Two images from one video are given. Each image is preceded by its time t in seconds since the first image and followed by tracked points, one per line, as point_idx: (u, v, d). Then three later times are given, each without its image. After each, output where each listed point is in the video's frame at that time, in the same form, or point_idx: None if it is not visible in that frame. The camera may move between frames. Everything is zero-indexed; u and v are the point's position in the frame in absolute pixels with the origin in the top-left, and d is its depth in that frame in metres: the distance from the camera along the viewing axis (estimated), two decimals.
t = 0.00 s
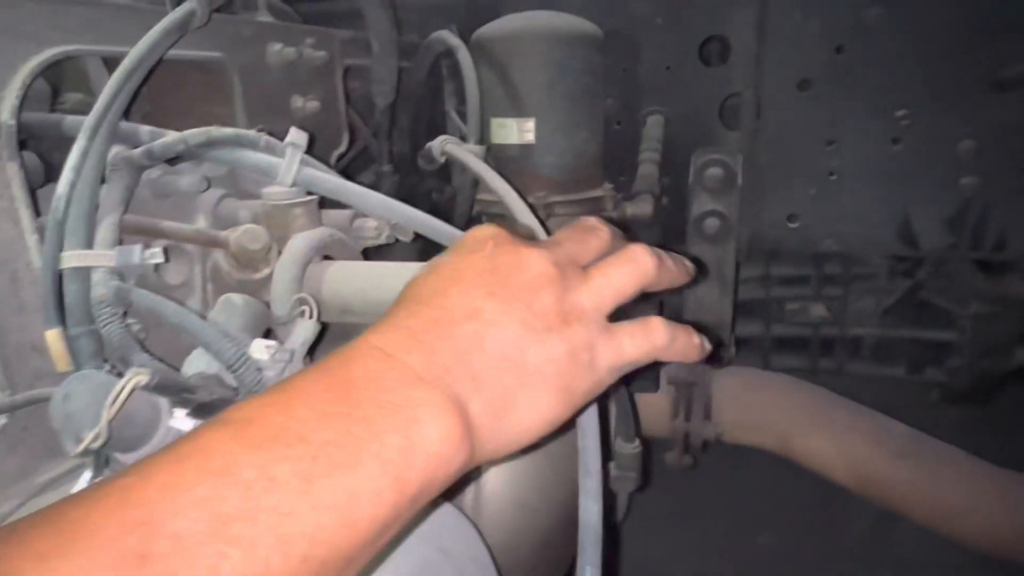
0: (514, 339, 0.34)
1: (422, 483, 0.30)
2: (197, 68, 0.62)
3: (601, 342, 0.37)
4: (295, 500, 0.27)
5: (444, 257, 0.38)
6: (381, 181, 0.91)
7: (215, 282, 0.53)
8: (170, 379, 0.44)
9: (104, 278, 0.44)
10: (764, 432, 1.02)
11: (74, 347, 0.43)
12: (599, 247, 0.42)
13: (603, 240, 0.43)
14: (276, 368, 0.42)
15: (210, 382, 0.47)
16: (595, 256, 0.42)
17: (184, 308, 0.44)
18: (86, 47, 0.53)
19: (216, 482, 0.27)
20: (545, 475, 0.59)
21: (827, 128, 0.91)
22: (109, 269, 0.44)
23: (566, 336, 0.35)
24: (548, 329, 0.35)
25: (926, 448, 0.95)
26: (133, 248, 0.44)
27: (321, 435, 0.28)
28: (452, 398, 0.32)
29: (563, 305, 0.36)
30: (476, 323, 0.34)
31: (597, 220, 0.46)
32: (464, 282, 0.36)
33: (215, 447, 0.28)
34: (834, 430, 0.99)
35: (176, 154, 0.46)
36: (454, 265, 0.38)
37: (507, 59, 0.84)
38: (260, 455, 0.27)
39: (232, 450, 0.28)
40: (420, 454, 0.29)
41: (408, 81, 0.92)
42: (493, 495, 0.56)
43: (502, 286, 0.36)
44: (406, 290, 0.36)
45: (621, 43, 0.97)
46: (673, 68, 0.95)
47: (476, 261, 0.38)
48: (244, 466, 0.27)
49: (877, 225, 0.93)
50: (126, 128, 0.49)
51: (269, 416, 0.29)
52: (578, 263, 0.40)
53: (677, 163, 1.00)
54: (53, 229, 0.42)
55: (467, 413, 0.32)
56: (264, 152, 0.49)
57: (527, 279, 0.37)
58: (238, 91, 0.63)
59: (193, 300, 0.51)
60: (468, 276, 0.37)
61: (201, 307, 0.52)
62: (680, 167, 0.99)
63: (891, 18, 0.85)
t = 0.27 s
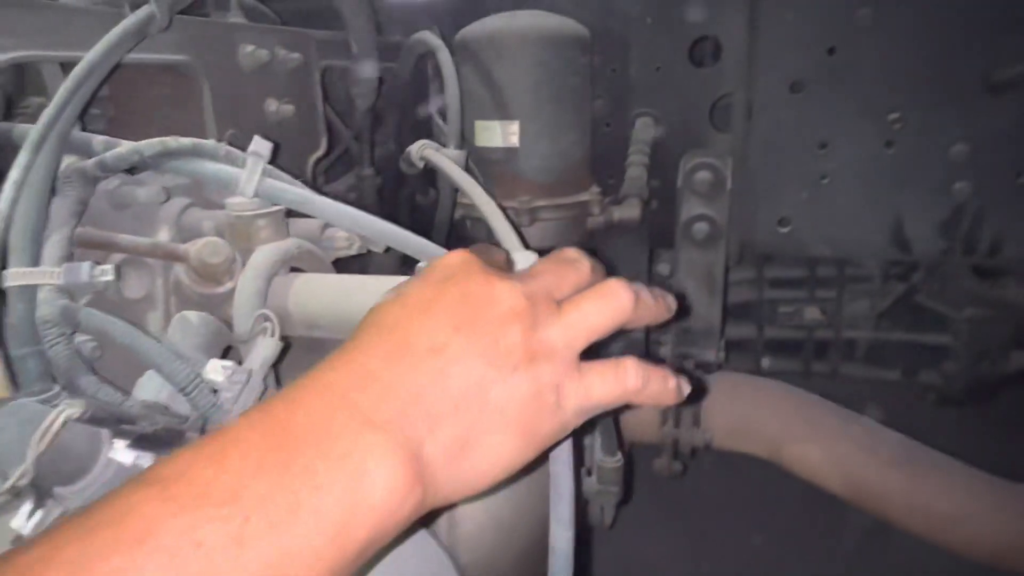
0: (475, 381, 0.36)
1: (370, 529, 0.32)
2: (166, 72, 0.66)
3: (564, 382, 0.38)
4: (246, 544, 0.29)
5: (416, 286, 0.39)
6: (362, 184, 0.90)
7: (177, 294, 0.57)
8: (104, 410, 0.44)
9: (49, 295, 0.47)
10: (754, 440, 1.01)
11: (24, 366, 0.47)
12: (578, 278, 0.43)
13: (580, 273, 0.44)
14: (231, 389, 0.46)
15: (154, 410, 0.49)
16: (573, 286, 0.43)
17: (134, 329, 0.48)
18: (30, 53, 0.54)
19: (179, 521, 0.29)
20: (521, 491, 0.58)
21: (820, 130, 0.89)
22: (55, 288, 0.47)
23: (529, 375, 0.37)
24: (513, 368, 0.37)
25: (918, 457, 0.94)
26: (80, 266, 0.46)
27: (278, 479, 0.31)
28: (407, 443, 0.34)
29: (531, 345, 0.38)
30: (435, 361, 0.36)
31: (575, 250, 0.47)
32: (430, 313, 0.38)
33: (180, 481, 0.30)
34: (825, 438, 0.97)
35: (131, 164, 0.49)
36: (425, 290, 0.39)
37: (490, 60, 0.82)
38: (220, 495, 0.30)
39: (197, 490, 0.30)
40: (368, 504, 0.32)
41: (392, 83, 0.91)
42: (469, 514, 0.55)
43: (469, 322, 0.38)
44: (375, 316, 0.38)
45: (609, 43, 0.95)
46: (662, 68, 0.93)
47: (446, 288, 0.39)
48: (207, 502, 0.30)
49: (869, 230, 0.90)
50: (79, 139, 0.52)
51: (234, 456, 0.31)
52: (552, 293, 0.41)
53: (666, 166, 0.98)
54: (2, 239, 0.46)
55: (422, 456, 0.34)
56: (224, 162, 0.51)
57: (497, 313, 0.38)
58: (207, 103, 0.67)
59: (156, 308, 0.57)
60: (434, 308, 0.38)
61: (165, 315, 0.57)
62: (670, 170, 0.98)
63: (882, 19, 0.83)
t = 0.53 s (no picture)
0: (432, 419, 0.38)
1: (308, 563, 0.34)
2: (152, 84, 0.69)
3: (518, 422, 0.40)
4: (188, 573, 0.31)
5: (388, 316, 0.42)
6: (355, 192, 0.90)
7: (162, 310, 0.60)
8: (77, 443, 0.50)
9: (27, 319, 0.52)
10: (748, 447, 1.00)
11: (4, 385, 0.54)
12: (553, 326, 0.46)
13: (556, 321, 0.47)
14: (211, 412, 0.46)
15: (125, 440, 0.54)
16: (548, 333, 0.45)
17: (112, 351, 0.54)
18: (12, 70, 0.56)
19: (128, 555, 0.31)
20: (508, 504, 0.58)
21: (815, 140, 0.89)
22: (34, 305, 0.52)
23: (486, 419, 0.39)
24: (474, 410, 0.39)
25: (913, 470, 0.93)
26: (56, 288, 0.50)
27: (223, 509, 0.33)
28: (354, 479, 0.36)
29: (494, 387, 0.40)
30: (391, 396, 0.38)
31: (559, 295, 0.49)
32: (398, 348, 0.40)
33: (141, 500, 0.33)
34: (820, 449, 0.96)
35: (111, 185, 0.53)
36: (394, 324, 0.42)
37: (484, 69, 0.82)
38: (170, 523, 0.32)
39: (147, 516, 0.33)
40: (306, 542, 0.34)
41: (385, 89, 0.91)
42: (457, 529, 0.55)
43: (433, 361, 0.40)
44: (342, 348, 0.41)
45: (604, 50, 0.94)
46: (658, 76, 0.93)
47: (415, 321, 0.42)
48: (154, 530, 0.32)
49: (866, 240, 0.91)
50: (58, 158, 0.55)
51: (186, 484, 0.34)
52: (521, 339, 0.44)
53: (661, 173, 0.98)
54: None
55: (370, 491, 0.36)
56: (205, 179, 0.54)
57: (462, 354, 0.41)
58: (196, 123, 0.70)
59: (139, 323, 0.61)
60: (401, 342, 0.41)
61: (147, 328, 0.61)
62: (665, 178, 0.98)
63: (879, 29, 0.83)
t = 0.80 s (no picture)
0: (399, 417, 0.40)
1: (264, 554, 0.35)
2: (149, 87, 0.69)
3: (485, 424, 0.42)
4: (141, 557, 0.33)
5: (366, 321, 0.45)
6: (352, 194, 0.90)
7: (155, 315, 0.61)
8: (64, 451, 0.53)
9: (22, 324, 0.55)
10: (740, 448, 1.00)
11: None
12: (535, 341, 0.47)
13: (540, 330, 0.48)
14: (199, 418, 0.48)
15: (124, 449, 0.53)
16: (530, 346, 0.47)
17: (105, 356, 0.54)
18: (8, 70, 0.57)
19: (90, 537, 0.33)
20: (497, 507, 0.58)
21: (811, 145, 0.89)
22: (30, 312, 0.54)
23: (461, 424, 0.41)
24: (445, 414, 0.41)
25: (908, 473, 0.93)
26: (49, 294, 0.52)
27: (181, 498, 0.35)
28: (314, 471, 0.37)
29: (468, 392, 0.42)
30: (360, 394, 0.40)
31: (539, 312, 0.51)
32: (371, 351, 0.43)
33: (109, 485, 0.35)
34: (813, 452, 0.97)
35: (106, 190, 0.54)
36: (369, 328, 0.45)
37: (481, 72, 0.82)
38: (127, 512, 0.34)
39: (94, 510, 0.34)
40: (268, 531, 0.35)
41: (383, 91, 0.91)
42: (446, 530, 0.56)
43: (405, 364, 0.42)
44: (314, 349, 0.43)
45: (602, 54, 0.94)
46: (655, 80, 0.93)
47: (391, 326, 0.45)
48: (99, 525, 0.33)
49: (861, 245, 0.91)
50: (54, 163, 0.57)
51: (147, 475, 0.35)
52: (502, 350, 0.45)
53: (658, 177, 0.98)
54: None
55: (335, 486, 0.38)
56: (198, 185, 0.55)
57: (438, 357, 0.43)
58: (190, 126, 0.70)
59: (132, 327, 0.62)
60: (373, 345, 0.43)
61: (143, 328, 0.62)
62: (661, 181, 0.98)
63: (876, 36, 0.83)
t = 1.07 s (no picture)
0: (399, 401, 0.40)
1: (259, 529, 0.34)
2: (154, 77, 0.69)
3: (482, 414, 0.42)
4: (132, 527, 0.32)
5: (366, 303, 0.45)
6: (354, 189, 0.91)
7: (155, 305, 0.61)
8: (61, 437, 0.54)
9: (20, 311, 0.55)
10: (742, 449, 1.00)
11: None
12: (530, 341, 0.48)
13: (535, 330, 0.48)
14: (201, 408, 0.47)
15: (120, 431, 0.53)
16: (525, 344, 0.47)
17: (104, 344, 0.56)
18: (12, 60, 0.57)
19: (71, 514, 0.31)
20: (497, 499, 0.59)
21: (816, 144, 0.88)
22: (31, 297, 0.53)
23: (465, 410, 0.41)
24: (449, 402, 0.41)
25: (910, 476, 0.93)
26: (50, 282, 0.53)
27: (176, 468, 0.34)
28: (314, 447, 0.37)
29: (471, 381, 0.42)
30: (361, 377, 0.40)
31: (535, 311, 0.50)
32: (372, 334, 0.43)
33: (90, 457, 0.34)
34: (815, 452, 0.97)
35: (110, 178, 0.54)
36: (369, 313, 0.45)
37: (485, 68, 0.82)
38: (114, 483, 0.33)
39: (77, 481, 0.33)
40: (263, 509, 0.34)
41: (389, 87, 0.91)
42: (445, 523, 0.56)
43: (407, 351, 0.43)
44: (312, 331, 0.43)
45: (607, 51, 0.94)
46: (660, 79, 0.93)
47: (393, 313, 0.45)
48: (87, 497, 0.32)
49: (865, 246, 0.90)
50: (57, 150, 0.57)
51: (136, 446, 0.34)
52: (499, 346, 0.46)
53: (661, 175, 0.98)
54: None
55: (336, 465, 0.37)
56: (201, 175, 0.56)
57: (442, 343, 0.44)
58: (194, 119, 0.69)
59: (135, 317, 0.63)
60: (374, 330, 0.43)
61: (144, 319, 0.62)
62: (665, 180, 0.98)
63: (882, 35, 0.82)
